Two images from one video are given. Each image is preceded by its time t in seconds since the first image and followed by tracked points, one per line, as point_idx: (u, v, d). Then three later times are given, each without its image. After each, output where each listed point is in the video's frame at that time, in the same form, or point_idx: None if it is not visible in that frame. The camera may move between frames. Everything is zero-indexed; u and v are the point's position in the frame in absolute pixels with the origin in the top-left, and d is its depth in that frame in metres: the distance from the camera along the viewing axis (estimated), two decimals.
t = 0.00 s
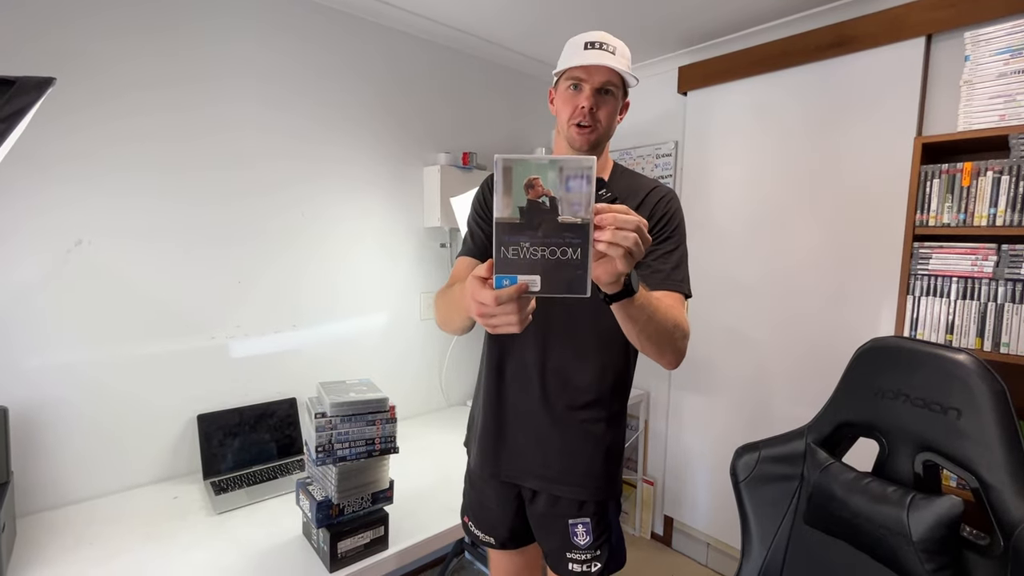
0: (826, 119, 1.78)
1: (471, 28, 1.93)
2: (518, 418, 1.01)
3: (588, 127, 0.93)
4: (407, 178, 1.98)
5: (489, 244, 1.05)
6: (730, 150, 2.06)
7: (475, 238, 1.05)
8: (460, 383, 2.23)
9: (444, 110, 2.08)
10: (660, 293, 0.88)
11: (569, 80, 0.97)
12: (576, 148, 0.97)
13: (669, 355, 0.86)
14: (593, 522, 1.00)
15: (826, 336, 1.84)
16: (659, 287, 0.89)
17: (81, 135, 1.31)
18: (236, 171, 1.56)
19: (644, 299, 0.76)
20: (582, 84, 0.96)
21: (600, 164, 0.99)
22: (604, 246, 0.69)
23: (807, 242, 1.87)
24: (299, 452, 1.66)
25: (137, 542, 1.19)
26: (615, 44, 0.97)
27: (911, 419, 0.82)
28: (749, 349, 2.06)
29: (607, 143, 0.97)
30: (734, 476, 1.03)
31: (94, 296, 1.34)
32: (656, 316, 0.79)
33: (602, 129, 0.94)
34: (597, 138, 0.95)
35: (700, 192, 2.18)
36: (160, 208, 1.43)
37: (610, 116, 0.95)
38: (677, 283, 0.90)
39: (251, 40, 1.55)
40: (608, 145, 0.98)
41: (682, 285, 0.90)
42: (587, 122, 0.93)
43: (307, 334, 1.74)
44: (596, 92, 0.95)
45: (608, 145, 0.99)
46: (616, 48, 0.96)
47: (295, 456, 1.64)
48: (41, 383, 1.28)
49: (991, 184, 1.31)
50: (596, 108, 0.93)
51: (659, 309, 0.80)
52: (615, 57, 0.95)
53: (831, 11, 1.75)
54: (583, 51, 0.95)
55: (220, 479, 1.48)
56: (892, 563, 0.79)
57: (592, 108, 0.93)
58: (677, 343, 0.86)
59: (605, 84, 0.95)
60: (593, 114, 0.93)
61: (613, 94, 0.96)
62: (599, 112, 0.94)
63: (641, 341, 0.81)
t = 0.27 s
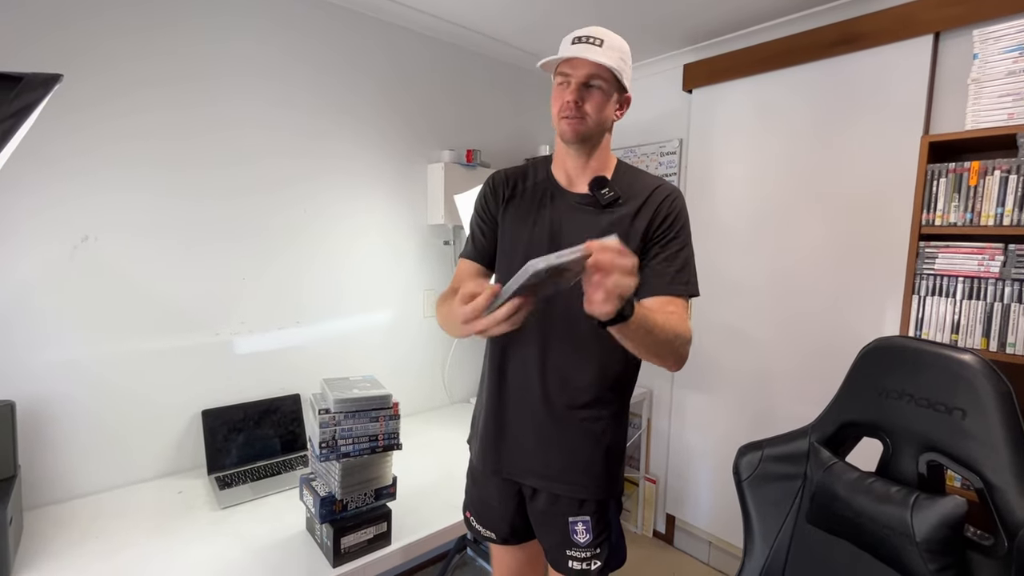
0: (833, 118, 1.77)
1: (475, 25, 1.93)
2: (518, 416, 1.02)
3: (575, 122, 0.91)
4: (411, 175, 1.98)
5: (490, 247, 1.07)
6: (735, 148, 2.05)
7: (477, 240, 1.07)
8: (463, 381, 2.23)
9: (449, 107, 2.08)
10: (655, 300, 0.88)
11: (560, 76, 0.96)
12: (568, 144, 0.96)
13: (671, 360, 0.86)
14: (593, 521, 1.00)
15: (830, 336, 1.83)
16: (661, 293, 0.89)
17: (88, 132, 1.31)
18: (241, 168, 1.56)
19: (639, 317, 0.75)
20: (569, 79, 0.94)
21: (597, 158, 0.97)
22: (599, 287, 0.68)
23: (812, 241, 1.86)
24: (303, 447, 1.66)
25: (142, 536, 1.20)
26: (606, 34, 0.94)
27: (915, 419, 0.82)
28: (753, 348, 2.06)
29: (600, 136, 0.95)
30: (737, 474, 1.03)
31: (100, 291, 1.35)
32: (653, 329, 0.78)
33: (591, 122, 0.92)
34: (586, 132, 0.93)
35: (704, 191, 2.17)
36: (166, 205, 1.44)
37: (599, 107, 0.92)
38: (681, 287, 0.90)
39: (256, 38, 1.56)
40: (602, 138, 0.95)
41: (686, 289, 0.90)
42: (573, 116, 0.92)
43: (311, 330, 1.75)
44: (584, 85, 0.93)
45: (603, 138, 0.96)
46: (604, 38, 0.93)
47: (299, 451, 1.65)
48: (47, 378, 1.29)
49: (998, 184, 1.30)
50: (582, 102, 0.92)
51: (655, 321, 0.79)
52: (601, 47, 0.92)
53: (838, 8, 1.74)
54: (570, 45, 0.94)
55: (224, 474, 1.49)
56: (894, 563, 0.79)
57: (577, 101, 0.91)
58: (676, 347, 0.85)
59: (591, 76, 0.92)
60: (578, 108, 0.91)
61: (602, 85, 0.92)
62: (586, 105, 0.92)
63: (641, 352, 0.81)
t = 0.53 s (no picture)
0: (839, 113, 1.76)
1: (479, 19, 1.92)
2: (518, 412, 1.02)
3: (563, 115, 0.94)
4: (415, 170, 1.97)
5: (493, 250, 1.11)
6: (740, 145, 2.04)
7: (477, 242, 1.12)
8: (466, 376, 2.23)
9: (453, 102, 2.07)
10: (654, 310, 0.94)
11: (548, 71, 0.98)
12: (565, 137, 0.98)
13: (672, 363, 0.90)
14: (593, 517, 0.99)
15: (834, 333, 1.82)
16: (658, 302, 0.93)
17: (94, 125, 1.32)
18: (246, 163, 1.57)
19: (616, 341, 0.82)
20: (555, 73, 0.96)
21: (592, 149, 0.98)
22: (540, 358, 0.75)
23: (817, 238, 1.85)
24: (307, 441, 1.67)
25: (146, 528, 1.21)
26: (586, 23, 0.94)
27: (919, 415, 0.82)
28: (756, 345, 2.05)
29: (592, 125, 0.95)
30: (739, 471, 1.03)
31: (104, 285, 1.36)
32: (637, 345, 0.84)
33: (581, 113, 0.94)
34: (579, 124, 0.95)
35: (708, 187, 2.16)
36: (172, 198, 1.44)
37: (587, 97, 0.94)
38: (682, 291, 0.92)
39: (260, 32, 1.56)
40: (594, 128, 0.96)
41: (690, 292, 0.93)
42: (562, 110, 0.94)
43: (315, 325, 1.75)
44: (570, 77, 0.94)
45: (597, 127, 0.96)
46: (586, 26, 0.93)
47: (302, 445, 1.65)
48: (52, 371, 1.30)
49: (1006, 181, 1.29)
50: (569, 95, 0.93)
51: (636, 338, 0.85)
52: (582, 36, 0.93)
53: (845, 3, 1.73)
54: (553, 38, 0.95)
55: (228, 467, 1.49)
56: (898, 560, 0.79)
57: (563, 95, 0.93)
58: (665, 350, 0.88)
59: (576, 66, 0.93)
60: (565, 101, 0.93)
61: (588, 74, 0.93)
62: (574, 96, 0.93)
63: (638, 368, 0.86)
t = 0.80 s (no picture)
0: (848, 107, 1.73)
1: (484, 12, 1.90)
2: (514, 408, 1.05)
3: (551, 105, 0.93)
4: (418, 164, 1.97)
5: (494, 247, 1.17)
6: (747, 139, 2.01)
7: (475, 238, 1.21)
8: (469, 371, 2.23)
9: (457, 96, 2.06)
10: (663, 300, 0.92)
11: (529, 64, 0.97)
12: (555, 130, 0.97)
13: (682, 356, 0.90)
14: (586, 513, 1.01)
15: (841, 330, 1.81)
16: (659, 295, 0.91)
17: (98, 117, 1.32)
18: (249, 155, 1.57)
19: (598, 355, 0.87)
20: (536, 64, 0.95)
21: (583, 138, 0.97)
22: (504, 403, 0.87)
23: (825, 233, 1.82)
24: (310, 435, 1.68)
25: (150, 518, 1.21)
26: (563, 9, 0.93)
27: (927, 413, 0.80)
28: (762, 341, 2.03)
29: (582, 112, 0.95)
30: (743, 467, 1.02)
31: (108, 277, 1.36)
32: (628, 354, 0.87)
33: (569, 102, 0.93)
34: (568, 113, 0.94)
35: (714, 182, 2.14)
36: (176, 191, 1.45)
37: (573, 84, 0.92)
38: (681, 282, 0.88)
39: (264, 24, 1.55)
40: (584, 116, 0.95)
41: (693, 283, 0.89)
42: (551, 101, 0.93)
43: (319, 319, 1.76)
44: (553, 66, 0.93)
45: (586, 114, 0.95)
46: (562, 13, 0.93)
47: (305, 438, 1.66)
48: (56, 362, 1.31)
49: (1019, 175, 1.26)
50: (555, 84, 0.92)
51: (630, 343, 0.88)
52: (560, 23, 0.92)
53: None
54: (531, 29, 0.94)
55: (232, 459, 1.50)
56: (903, 559, 0.78)
57: (550, 85, 0.92)
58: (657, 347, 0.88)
59: (558, 54, 0.93)
60: (552, 91, 0.92)
61: (571, 62, 0.92)
62: (560, 86, 0.92)
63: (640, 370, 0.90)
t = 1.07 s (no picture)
0: (870, 102, 1.69)
1: (496, 7, 1.88)
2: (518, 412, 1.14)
3: (523, 120, 1.03)
4: (430, 162, 1.95)
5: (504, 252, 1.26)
6: (763, 135, 1.98)
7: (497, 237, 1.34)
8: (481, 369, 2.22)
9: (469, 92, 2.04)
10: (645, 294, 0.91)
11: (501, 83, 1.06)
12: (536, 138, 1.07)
13: (655, 354, 0.88)
14: (581, 515, 1.08)
15: (859, 332, 1.77)
16: (643, 288, 0.91)
17: (112, 115, 1.32)
18: (262, 153, 1.56)
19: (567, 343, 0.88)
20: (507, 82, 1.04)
21: (566, 139, 1.04)
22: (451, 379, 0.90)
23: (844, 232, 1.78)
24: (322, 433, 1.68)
25: (164, 516, 1.22)
26: (514, 27, 0.98)
27: (959, 421, 0.77)
28: (777, 342, 2.00)
29: (552, 118, 1.01)
30: (762, 472, 0.99)
31: (123, 275, 1.36)
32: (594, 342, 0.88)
33: (536, 116, 1.00)
34: (539, 124, 1.02)
35: (730, 180, 2.10)
36: (190, 189, 1.45)
37: (536, 97, 0.99)
38: (665, 276, 0.90)
39: (276, 21, 1.55)
40: (554, 121, 1.01)
41: (676, 278, 0.90)
42: (521, 118, 1.03)
43: (331, 317, 1.76)
44: (517, 85, 1.01)
45: (557, 117, 1.01)
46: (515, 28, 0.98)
47: (317, 436, 1.66)
48: (71, 360, 1.31)
49: None
50: (520, 102, 1.01)
51: (606, 335, 0.87)
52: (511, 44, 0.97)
53: None
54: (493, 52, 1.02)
55: (245, 457, 1.50)
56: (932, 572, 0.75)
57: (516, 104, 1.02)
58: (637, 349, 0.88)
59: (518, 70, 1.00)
60: (519, 109, 1.02)
61: (530, 77, 0.98)
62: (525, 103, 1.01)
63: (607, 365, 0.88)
